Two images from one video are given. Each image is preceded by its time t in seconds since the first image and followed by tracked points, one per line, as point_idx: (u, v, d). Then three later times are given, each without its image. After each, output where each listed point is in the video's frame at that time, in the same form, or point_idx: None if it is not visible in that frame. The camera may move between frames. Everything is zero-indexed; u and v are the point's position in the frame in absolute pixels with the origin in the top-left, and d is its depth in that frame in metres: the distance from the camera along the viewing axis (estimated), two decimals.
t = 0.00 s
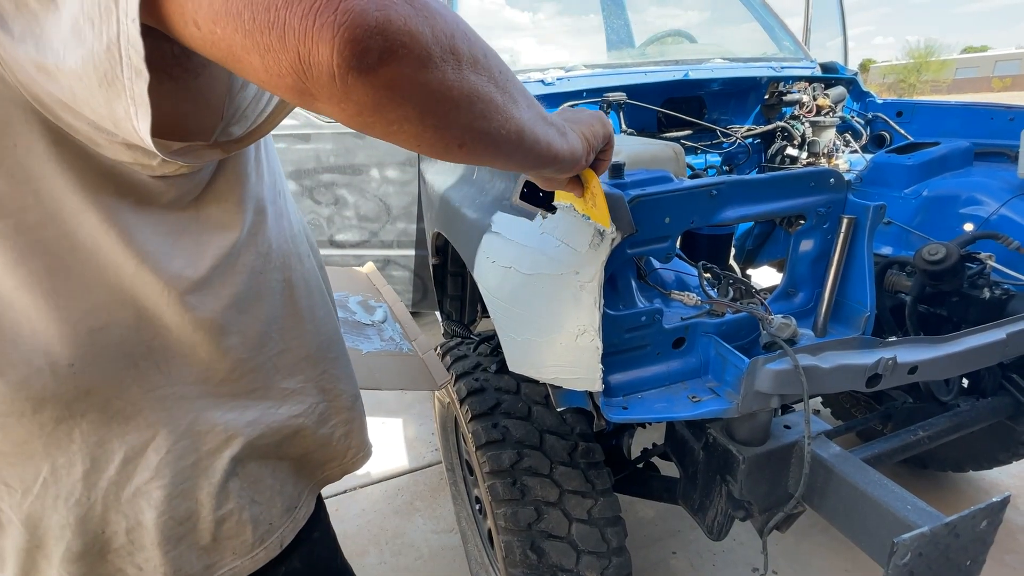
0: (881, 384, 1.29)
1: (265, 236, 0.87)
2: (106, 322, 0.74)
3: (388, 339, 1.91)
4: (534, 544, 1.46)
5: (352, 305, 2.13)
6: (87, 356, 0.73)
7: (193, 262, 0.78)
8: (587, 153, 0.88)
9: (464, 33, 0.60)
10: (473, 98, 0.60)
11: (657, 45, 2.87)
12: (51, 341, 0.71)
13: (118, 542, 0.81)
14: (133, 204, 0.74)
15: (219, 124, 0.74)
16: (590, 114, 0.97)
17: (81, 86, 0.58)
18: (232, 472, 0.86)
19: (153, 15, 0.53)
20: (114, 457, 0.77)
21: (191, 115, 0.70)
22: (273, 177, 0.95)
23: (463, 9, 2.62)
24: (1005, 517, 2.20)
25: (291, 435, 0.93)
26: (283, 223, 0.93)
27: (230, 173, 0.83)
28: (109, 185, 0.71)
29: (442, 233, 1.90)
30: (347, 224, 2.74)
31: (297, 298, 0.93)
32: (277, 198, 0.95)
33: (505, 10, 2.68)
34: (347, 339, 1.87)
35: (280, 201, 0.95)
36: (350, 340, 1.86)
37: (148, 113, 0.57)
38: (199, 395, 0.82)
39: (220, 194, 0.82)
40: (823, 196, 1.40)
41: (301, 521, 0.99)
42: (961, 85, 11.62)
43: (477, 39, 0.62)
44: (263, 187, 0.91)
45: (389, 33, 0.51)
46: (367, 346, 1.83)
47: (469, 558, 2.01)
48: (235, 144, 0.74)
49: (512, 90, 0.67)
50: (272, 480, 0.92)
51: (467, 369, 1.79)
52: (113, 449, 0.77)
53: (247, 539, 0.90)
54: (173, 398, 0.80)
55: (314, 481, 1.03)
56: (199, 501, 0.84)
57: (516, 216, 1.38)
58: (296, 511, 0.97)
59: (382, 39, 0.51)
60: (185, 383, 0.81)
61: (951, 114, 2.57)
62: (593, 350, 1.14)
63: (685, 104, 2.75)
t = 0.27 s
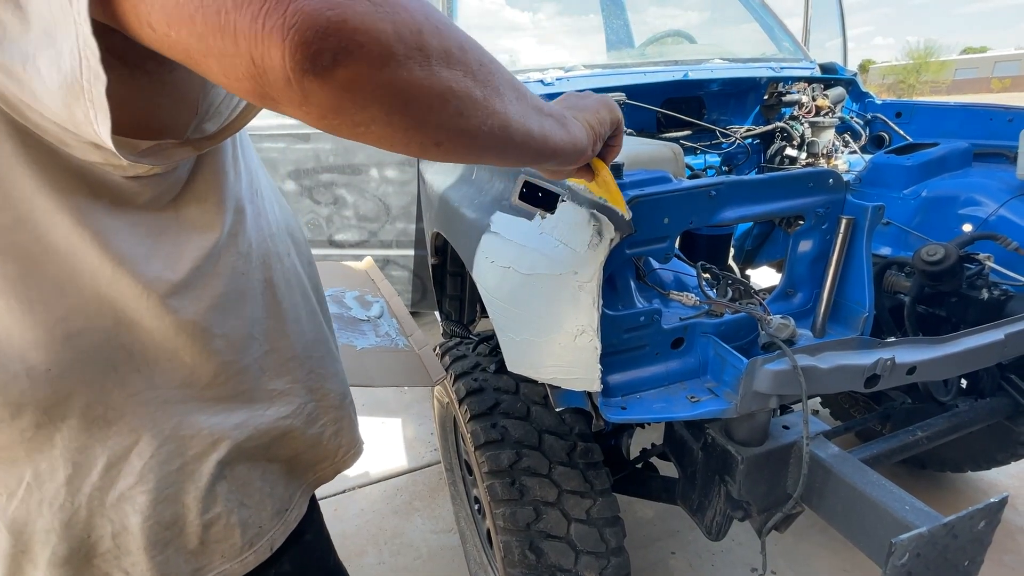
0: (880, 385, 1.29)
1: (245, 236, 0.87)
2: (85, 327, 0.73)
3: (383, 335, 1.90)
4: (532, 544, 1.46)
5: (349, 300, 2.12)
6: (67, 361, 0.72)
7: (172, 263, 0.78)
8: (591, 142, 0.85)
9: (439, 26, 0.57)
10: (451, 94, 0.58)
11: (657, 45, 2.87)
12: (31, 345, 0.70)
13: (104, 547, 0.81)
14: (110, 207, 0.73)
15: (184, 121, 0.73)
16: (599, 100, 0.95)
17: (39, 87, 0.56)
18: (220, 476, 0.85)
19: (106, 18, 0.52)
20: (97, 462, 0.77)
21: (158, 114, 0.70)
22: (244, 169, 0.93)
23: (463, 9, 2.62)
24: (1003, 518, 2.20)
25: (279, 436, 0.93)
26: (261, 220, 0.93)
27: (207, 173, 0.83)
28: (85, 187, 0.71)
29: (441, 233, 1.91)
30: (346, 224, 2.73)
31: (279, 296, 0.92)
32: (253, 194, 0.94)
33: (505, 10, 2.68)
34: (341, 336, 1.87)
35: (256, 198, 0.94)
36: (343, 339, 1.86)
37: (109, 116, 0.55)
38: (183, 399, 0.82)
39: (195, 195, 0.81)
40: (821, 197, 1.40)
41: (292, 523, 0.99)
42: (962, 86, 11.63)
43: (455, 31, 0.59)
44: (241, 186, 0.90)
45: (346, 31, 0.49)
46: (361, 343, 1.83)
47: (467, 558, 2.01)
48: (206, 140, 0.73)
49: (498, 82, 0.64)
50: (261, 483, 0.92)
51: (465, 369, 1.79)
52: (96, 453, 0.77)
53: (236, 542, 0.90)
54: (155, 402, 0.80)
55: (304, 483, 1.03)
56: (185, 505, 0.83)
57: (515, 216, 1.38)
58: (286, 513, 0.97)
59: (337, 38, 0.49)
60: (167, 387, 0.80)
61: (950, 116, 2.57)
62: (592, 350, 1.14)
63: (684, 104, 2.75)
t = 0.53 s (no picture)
0: (879, 385, 1.29)
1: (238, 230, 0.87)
2: (93, 326, 0.71)
3: (384, 324, 2.01)
4: (532, 545, 1.46)
5: (356, 295, 2.22)
6: (76, 360, 0.70)
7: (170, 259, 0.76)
8: (592, 155, 0.78)
9: (369, 42, 0.51)
10: (383, 120, 0.52)
11: (657, 45, 2.87)
12: (41, 345, 0.68)
13: (119, 542, 0.81)
14: (98, 206, 0.70)
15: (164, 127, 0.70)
16: (614, 107, 0.91)
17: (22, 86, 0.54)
18: (231, 469, 0.86)
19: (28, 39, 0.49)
20: (110, 461, 0.76)
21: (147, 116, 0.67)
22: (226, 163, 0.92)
23: (463, 9, 2.62)
24: (1002, 518, 2.20)
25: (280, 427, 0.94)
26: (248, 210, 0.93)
27: (190, 173, 0.82)
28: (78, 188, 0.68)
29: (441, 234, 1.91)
30: (346, 224, 2.73)
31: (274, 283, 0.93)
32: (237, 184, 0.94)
33: (505, 11, 2.68)
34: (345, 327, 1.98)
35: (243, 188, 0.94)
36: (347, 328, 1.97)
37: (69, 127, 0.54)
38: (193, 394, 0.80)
39: (180, 193, 0.80)
40: (821, 197, 1.40)
41: (301, 515, 1.01)
42: (960, 87, 11.66)
43: (393, 47, 0.53)
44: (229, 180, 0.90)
45: (239, 63, 0.45)
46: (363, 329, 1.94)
47: (467, 558, 2.01)
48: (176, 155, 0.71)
49: (454, 97, 0.57)
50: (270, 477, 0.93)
51: (465, 369, 1.79)
52: (109, 452, 0.75)
53: (249, 534, 0.91)
54: (164, 400, 0.78)
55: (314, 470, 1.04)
56: (199, 498, 0.83)
57: (515, 216, 1.38)
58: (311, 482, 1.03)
59: (227, 75, 0.45)
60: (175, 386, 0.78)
61: (949, 117, 2.58)
62: (592, 351, 1.14)
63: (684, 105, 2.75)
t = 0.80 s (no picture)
0: (878, 384, 1.29)
1: (233, 236, 0.86)
2: (98, 329, 0.70)
3: (387, 314, 1.95)
4: (531, 544, 1.46)
5: (352, 284, 2.14)
6: (81, 362, 0.68)
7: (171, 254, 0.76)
8: (591, 194, 0.80)
9: (385, 89, 0.53)
10: (394, 164, 0.54)
11: (656, 45, 2.87)
12: (45, 347, 0.67)
13: (128, 543, 0.79)
14: (96, 213, 0.69)
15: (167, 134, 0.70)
16: (614, 154, 0.91)
17: (17, 101, 0.53)
18: (238, 466, 0.85)
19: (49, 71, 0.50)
20: (117, 462, 0.74)
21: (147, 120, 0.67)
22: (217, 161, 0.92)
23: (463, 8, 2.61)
24: (1001, 517, 2.21)
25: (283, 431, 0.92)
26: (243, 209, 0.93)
27: (186, 180, 0.81)
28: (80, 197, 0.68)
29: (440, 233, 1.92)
30: (344, 223, 2.73)
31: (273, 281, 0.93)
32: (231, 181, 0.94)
33: (504, 10, 2.68)
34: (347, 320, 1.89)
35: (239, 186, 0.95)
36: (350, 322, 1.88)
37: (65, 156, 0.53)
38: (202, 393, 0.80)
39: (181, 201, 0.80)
40: (820, 196, 1.40)
41: (309, 510, 1.00)
42: (958, 88, 11.67)
43: (406, 94, 0.54)
44: (225, 186, 0.90)
45: (261, 112, 0.47)
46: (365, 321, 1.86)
47: (466, 558, 2.00)
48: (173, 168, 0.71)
49: (462, 140, 0.59)
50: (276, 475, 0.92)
51: (464, 368, 1.79)
52: (116, 455, 0.74)
53: (258, 528, 0.90)
54: (168, 404, 0.77)
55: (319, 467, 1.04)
56: (208, 496, 0.82)
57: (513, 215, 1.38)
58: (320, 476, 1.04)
59: (250, 123, 0.47)
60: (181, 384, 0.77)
61: (948, 117, 2.58)
62: (591, 349, 1.14)
63: (684, 104, 2.75)
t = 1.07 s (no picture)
0: (876, 383, 1.29)
1: (242, 238, 0.85)
2: (107, 335, 0.70)
3: (387, 315, 1.97)
4: (529, 543, 1.46)
5: (353, 280, 2.15)
6: (89, 368, 0.68)
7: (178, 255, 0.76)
8: (629, 193, 0.80)
9: (454, 94, 0.54)
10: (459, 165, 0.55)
11: (656, 45, 2.87)
12: (53, 352, 0.67)
13: (134, 546, 0.79)
14: (100, 221, 0.69)
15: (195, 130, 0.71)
16: (648, 152, 0.90)
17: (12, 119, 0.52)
18: (245, 467, 0.84)
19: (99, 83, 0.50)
20: (125, 466, 0.74)
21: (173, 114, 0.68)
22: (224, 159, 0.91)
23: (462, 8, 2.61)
24: (998, 517, 2.21)
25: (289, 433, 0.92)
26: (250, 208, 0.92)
27: (195, 183, 0.80)
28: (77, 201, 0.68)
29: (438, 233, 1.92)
30: (343, 222, 2.73)
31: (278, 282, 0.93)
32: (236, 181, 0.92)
33: (504, 10, 2.68)
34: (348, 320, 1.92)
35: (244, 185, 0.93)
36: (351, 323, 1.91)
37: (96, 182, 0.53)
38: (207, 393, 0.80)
39: (189, 201, 0.79)
40: (819, 196, 1.40)
41: (314, 510, 0.99)
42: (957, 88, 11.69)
43: (472, 98, 0.55)
44: (233, 189, 0.89)
45: (352, 115, 0.47)
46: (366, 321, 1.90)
47: (465, 558, 2.00)
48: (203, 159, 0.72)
49: (521, 143, 0.60)
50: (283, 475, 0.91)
51: (463, 367, 1.78)
52: (124, 458, 0.74)
53: (263, 531, 0.90)
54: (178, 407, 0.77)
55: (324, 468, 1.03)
56: (212, 498, 0.82)
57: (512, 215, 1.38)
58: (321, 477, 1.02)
59: (341, 125, 0.47)
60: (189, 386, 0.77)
61: (946, 117, 2.58)
62: (590, 349, 1.14)
63: (683, 104, 2.75)
